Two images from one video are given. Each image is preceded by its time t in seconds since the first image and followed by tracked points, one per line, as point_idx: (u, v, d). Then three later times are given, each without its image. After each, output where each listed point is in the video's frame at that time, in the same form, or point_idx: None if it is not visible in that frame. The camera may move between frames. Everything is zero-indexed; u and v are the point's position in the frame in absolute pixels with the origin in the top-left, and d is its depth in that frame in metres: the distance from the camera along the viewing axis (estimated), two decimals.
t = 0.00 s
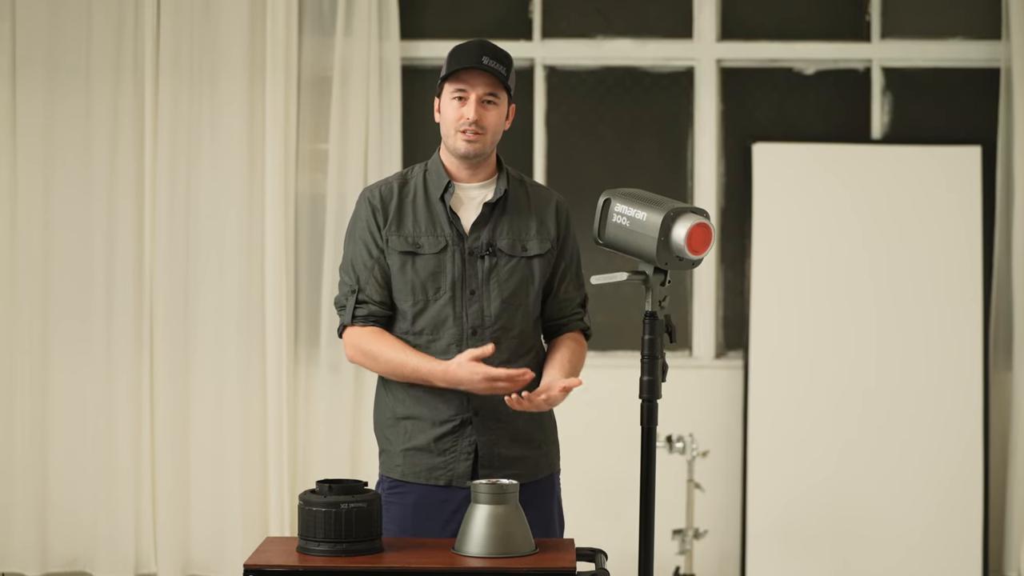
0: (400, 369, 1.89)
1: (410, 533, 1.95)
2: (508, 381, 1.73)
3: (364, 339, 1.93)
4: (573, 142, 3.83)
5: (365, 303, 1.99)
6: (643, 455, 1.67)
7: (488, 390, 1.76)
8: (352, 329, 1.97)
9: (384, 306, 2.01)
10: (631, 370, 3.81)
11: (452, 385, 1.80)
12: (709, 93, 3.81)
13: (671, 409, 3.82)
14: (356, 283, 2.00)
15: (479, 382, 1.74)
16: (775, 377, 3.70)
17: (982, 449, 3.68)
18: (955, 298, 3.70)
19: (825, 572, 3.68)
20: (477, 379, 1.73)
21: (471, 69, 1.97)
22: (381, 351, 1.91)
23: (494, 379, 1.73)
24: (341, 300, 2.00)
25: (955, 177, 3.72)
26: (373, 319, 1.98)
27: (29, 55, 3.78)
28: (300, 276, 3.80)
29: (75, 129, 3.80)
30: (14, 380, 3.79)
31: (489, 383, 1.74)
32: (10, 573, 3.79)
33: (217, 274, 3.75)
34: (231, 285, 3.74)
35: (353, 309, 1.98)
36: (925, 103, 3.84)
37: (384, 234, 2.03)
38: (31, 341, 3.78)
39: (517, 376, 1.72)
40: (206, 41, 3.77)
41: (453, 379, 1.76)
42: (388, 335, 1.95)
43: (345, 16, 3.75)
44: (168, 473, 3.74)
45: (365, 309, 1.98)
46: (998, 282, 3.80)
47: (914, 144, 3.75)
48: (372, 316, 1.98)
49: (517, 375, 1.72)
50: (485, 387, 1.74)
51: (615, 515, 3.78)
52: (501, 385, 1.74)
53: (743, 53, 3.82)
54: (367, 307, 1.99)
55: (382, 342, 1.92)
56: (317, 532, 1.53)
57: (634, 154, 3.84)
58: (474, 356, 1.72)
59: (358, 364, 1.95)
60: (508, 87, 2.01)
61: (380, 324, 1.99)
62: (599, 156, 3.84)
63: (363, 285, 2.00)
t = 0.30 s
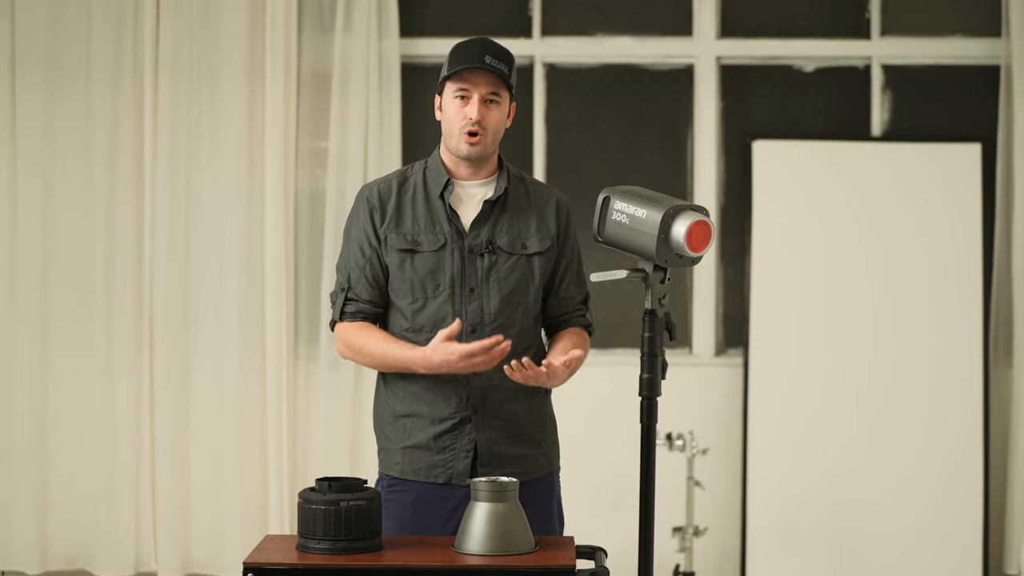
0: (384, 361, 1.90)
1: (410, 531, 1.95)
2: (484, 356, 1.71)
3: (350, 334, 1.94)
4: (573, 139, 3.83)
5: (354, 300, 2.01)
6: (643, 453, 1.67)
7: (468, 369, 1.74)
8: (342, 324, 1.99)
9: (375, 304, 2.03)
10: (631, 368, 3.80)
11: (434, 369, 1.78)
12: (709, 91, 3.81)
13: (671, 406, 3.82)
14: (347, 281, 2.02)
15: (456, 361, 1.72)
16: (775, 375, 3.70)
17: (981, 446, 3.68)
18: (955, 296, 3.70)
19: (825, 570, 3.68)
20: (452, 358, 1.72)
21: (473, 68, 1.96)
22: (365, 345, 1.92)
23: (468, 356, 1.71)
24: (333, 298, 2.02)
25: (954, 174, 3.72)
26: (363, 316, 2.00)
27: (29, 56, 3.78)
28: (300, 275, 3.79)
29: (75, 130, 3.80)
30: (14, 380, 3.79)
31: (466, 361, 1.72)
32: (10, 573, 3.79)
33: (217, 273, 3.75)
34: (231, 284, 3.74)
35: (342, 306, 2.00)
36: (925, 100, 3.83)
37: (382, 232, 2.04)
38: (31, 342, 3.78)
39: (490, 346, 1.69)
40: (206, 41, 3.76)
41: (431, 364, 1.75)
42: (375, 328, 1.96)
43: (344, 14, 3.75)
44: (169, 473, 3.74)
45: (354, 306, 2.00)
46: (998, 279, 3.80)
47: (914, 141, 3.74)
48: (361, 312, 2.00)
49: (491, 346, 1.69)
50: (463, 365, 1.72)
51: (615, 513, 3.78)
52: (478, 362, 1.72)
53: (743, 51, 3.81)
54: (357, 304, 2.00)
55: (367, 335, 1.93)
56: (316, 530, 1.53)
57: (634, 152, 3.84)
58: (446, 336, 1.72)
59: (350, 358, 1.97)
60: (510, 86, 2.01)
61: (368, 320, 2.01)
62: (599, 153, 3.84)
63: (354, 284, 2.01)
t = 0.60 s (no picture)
0: (380, 362, 1.90)
1: (408, 528, 1.95)
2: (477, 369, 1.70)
3: (349, 334, 1.95)
4: (573, 136, 3.83)
5: (354, 300, 2.01)
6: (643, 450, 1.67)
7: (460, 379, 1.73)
8: (342, 324, 1.98)
9: (374, 303, 2.03)
10: (631, 365, 3.80)
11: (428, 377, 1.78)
12: (709, 88, 3.80)
13: (671, 404, 3.81)
14: (346, 281, 2.02)
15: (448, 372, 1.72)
16: (775, 372, 3.70)
17: (981, 443, 3.68)
18: (955, 293, 3.70)
19: (825, 567, 3.68)
20: (445, 368, 1.71)
21: (472, 62, 1.97)
22: (362, 346, 1.92)
23: (461, 367, 1.71)
24: (332, 297, 2.02)
25: (955, 171, 3.71)
26: (362, 316, 2.00)
27: (29, 56, 3.78)
28: (300, 273, 3.79)
29: (75, 130, 3.80)
30: (14, 379, 3.80)
31: (458, 371, 1.72)
32: (10, 571, 3.79)
33: (216, 272, 3.75)
34: (230, 283, 3.74)
35: (342, 306, 2.00)
36: (925, 97, 3.83)
37: (380, 231, 2.04)
38: (30, 341, 3.79)
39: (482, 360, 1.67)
40: (205, 39, 3.76)
41: (425, 371, 1.75)
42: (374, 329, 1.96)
43: (344, 12, 3.74)
44: (168, 472, 3.74)
45: (354, 306, 2.00)
46: (998, 276, 3.80)
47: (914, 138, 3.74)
48: (361, 313, 2.00)
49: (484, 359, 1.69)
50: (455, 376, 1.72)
51: (615, 510, 3.78)
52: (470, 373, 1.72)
53: (743, 48, 3.81)
54: (356, 305, 2.00)
55: (365, 336, 1.94)
56: (316, 527, 1.53)
57: (634, 149, 3.84)
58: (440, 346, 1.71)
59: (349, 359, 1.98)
60: (510, 82, 2.02)
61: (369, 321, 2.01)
62: (599, 150, 3.84)
63: (353, 283, 2.01)
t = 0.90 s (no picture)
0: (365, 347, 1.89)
1: (407, 528, 1.95)
2: (437, 317, 1.72)
3: (341, 327, 1.95)
4: (573, 137, 3.83)
5: (347, 298, 2.02)
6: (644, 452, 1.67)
7: (426, 334, 1.75)
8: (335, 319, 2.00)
9: (367, 302, 2.03)
10: (632, 365, 3.80)
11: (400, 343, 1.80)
12: (709, 88, 3.80)
13: (672, 404, 3.82)
14: (340, 280, 2.04)
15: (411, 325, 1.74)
16: (775, 373, 3.70)
17: (982, 443, 3.68)
18: (956, 293, 3.70)
19: (826, 567, 3.68)
20: (407, 323, 1.74)
21: (468, 61, 1.98)
22: (350, 334, 1.91)
23: (421, 316, 1.73)
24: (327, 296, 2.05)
25: (955, 172, 3.71)
26: (355, 312, 2.01)
27: (29, 56, 3.79)
28: (301, 274, 3.79)
29: (76, 131, 3.80)
30: (14, 379, 3.80)
31: (420, 323, 1.73)
32: (11, 572, 3.79)
33: (216, 272, 3.75)
34: (231, 284, 3.74)
35: (335, 303, 2.02)
36: (926, 98, 3.83)
37: (377, 232, 2.05)
38: (31, 343, 3.79)
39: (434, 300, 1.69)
40: (205, 40, 3.76)
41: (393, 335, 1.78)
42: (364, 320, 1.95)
43: (344, 13, 3.74)
44: (169, 473, 3.74)
45: (346, 303, 2.01)
46: (998, 277, 3.80)
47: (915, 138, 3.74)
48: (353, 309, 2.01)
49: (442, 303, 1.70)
50: (418, 329, 1.74)
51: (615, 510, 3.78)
52: (433, 324, 1.73)
53: (743, 48, 3.81)
54: (349, 301, 2.02)
55: (351, 324, 1.93)
56: (317, 529, 1.53)
57: (634, 150, 3.84)
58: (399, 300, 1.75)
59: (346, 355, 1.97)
60: (505, 80, 2.03)
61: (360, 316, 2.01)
62: (599, 151, 3.84)
63: (346, 283, 2.03)
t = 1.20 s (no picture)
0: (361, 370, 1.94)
1: (405, 528, 1.96)
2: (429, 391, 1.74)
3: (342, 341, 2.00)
4: (574, 137, 3.83)
5: (347, 303, 2.06)
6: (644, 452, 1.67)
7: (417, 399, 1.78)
8: (338, 326, 2.05)
9: (369, 306, 2.07)
10: (632, 366, 3.80)
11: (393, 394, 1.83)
12: (710, 89, 3.81)
13: (672, 405, 3.82)
14: (342, 283, 2.07)
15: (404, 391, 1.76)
16: (775, 374, 3.70)
17: (983, 444, 3.68)
18: (956, 294, 3.70)
19: (826, 568, 3.68)
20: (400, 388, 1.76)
21: (466, 66, 1.97)
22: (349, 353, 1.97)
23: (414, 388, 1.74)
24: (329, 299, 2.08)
25: (956, 173, 3.71)
26: (356, 318, 2.05)
27: (30, 55, 3.79)
28: (301, 273, 3.79)
29: (76, 130, 3.80)
30: (14, 378, 3.80)
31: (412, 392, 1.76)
32: (11, 571, 3.79)
33: (217, 272, 3.75)
34: (231, 283, 3.75)
35: (337, 307, 2.06)
36: (926, 99, 3.83)
37: (375, 234, 2.06)
38: (32, 343, 3.79)
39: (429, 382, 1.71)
40: (207, 39, 3.76)
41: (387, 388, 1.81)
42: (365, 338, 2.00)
43: (345, 12, 3.75)
44: (169, 472, 3.74)
45: (347, 309, 2.05)
46: (999, 278, 3.80)
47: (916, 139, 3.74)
48: (354, 316, 2.05)
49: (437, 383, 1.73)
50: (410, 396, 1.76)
51: (615, 511, 3.78)
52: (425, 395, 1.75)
53: (744, 50, 3.81)
54: (350, 307, 2.05)
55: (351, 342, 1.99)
56: (317, 528, 1.53)
57: (635, 150, 3.84)
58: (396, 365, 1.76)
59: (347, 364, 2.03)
60: (504, 84, 2.02)
61: (362, 323, 2.05)
62: (600, 151, 3.84)
63: (348, 286, 2.06)
